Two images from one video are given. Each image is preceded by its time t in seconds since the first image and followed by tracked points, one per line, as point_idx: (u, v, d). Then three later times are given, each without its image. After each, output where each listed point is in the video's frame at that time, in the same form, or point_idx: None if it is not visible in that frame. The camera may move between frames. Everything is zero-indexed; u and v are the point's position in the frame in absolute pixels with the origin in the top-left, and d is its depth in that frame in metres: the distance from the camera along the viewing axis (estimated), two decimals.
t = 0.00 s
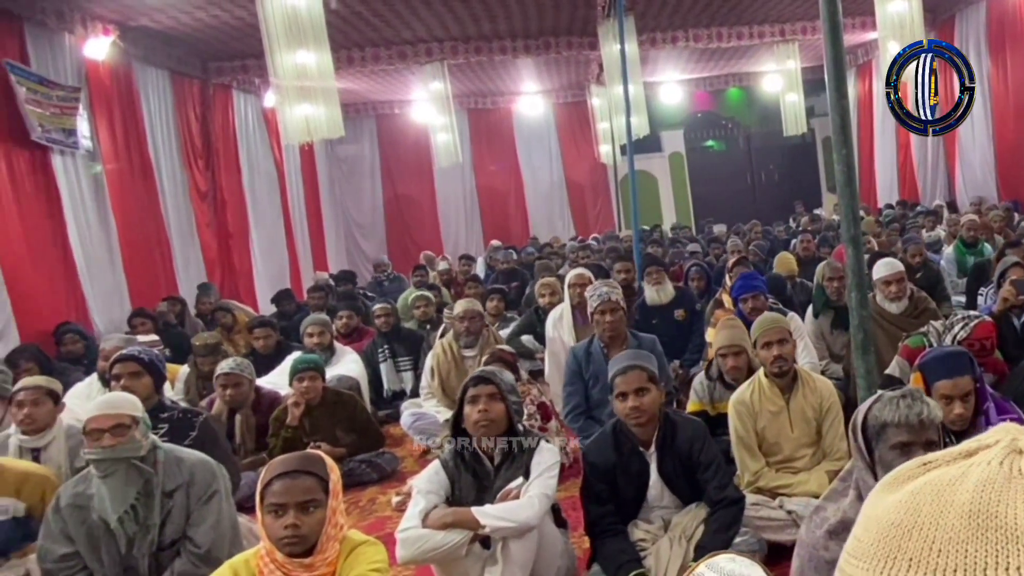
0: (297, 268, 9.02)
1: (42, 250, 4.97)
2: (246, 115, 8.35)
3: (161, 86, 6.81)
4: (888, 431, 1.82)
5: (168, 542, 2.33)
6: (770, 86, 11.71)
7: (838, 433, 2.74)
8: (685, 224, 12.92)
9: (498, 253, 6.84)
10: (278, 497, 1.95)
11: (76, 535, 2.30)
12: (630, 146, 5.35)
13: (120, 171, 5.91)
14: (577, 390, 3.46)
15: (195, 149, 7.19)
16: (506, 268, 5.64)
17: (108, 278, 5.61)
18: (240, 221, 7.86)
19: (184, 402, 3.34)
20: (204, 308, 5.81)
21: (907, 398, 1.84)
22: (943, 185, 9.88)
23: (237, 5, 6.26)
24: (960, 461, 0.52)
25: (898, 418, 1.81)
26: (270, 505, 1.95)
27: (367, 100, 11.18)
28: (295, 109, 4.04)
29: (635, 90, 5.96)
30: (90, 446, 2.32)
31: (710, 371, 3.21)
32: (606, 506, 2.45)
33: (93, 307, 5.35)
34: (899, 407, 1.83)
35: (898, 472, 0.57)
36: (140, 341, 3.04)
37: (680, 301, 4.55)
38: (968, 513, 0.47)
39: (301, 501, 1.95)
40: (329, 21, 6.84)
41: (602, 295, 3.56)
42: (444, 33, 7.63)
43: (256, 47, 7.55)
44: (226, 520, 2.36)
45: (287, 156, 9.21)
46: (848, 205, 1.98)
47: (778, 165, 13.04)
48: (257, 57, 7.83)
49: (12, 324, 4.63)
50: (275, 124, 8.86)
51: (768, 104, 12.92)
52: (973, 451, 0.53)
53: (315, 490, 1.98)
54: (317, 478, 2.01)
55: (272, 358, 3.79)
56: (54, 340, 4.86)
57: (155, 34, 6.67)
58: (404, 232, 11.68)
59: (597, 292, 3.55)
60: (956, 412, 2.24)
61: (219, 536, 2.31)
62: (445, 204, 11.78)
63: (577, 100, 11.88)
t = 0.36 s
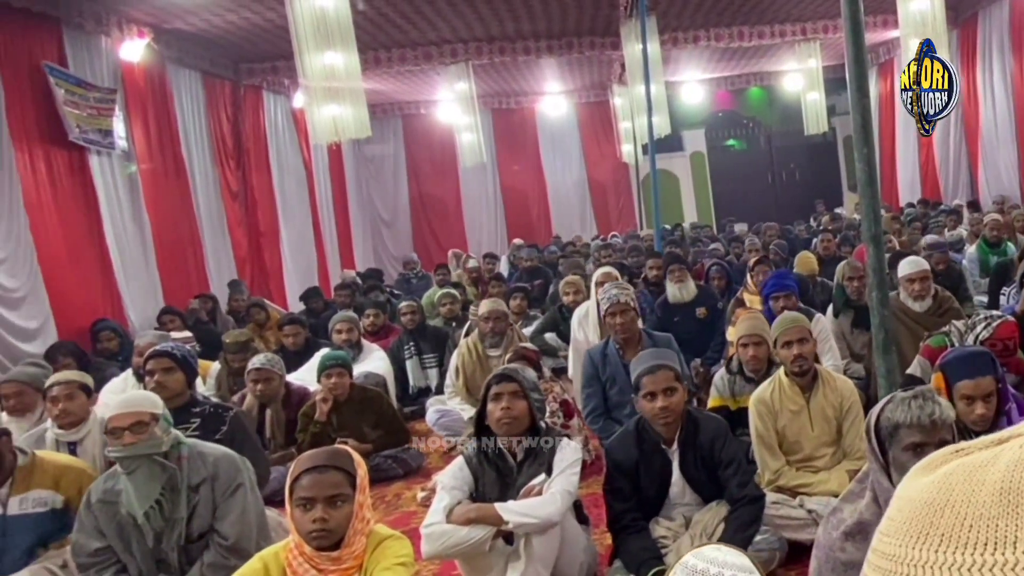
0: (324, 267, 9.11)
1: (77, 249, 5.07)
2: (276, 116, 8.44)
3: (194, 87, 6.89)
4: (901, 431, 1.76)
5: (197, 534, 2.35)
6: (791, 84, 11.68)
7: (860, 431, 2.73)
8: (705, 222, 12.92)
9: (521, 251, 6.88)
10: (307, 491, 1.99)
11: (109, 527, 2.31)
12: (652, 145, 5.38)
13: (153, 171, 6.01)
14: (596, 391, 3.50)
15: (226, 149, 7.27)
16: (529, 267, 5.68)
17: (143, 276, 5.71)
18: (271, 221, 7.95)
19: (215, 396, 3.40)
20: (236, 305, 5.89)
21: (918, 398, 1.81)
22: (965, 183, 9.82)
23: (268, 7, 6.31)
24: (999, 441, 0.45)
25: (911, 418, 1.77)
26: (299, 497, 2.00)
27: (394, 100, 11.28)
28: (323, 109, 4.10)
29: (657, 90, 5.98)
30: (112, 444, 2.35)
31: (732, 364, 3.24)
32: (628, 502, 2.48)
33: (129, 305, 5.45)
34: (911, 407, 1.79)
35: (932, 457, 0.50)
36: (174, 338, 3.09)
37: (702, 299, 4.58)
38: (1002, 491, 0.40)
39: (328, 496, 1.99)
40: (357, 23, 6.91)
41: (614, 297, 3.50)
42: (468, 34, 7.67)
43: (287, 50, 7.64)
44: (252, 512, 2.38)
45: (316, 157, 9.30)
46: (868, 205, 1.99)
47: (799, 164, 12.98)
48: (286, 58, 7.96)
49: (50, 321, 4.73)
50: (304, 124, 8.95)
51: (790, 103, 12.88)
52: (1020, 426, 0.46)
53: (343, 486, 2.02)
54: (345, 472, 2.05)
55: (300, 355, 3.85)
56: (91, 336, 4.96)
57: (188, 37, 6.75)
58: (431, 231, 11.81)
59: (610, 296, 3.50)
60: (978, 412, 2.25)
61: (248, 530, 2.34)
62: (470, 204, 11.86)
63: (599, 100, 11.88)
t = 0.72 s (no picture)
0: (350, 264, 9.19)
1: (110, 248, 5.15)
2: (302, 116, 8.51)
3: (223, 89, 6.97)
4: (919, 431, 1.78)
5: (222, 527, 2.38)
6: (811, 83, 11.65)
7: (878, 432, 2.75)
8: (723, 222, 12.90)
9: (543, 250, 6.91)
10: (333, 488, 2.03)
11: (137, 521, 2.35)
12: (672, 143, 5.40)
13: (184, 171, 6.10)
14: (619, 385, 3.52)
15: (254, 148, 7.34)
16: (551, 265, 5.71)
17: (174, 274, 5.80)
18: (298, 219, 8.03)
19: (243, 393, 3.46)
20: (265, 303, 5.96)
21: (938, 397, 1.81)
22: (987, 182, 9.76)
23: (295, 9, 6.35)
24: None
25: (928, 417, 1.78)
26: (326, 493, 2.04)
27: (418, 100, 11.37)
28: (348, 110, 4.15)
29: (677, 89, 6.00)
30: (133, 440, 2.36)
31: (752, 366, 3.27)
32: (648, 499, 2.49)
33: (161, 302, 5.53)
34: (929, 406, 1.79)
35: (960, 446, 0.51)
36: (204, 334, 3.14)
37: (722, 297, 4.59)
38: None
39: (353, 492, 2.03)
40: (382, 24, 6.96)
41: (642, 292, 3.57)
42: (491, 34, 7.71)
43: (314, 51, 7.69)
44: (275, 505, 2.42)
45: (341, 156, 9.36)
46: (890, 204, 1.99)
47: (819, 163, 12.93)
48: (313, 59, 7.94)
49: (83, 316, 4.82)
50: (329, 124, 9.02)
51: (809, 102, 12.84)
52: None
53: (368, 482, 2.05)
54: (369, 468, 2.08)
55: (326, 352, 3.89)
56: (125, 332, 5.04)
57: (217, 38, 6.82)
58: (454, 229, 11.90)
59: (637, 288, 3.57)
60: (998, 412, 2.25)
61: (271, 526, 2.38)
62: (492, 203, 11.91)
63: (620, 99, 11.88)
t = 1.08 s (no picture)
0: (371, 260, 9.23)
1: (137, 246, 5.21)
2: (324, 116, 8.55)
3: (247, 88, 7.02)
4: (947, 427, 1.72)
5: (247, 520, 2.42)
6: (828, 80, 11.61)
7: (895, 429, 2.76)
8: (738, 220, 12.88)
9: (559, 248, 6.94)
10: (355, 478, 2.07)
11: (165, 513, 2.39)
12: (689, 141, 5.41)
13: (209, 169, 6.16)
14: (639, 377, 3.54)
15: (278, 147, 7.41)
16: (569, 262, 5.73)
17: (198, 270, 5.87)
18: (321, 217, 8.08)
19: (266, 388, 3.51)
20: (288, 298, 5.99)
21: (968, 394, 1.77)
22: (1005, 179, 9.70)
23: (316, 8, 6.37)
24: None
25: (957, 413, 1.72)
26: (349, 484, 2.07)
27: (438, 99, 11.42)
28: (369, 108, 4.15)
29: (694, 87, 6.00)
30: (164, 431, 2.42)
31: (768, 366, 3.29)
32: (663, 495, 2.52)
33: (185, 298, 5.61)
34: (958, 402, 1.74)
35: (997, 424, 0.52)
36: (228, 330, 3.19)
37: (737, 295, 4.59)
38: None
39: (373, 483, 2.07)
40: (401, 23, 7.00)
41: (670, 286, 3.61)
42: (509, 33, 7.74)
43: (337, 51, 7.73)
44: (299, 498, 2.46)
45: (362, 154, 9.40)
46: (907, 202, 2.08)
47: (835, 160, 12.88)
48: (336, 58, 8.03)
49: (110, 312, 4.89)
50: (350, 122, 9.06)
51: (826, 99, 12.74)
52: None
53: (388, 473, 2.09)
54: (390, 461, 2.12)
55: (347, 348, 3.94)
56: (151, 328, 5.11)
57: (241, 37, 6.86)
58: (473, 226, 11.95)
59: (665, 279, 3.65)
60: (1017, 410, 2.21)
61: (294, 519, 2.41)
62: (511, 201, 11.94)
63: (637, 96, 11.87)
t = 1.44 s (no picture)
0: (389, 254, 9.27)
1: (161, 240, 5.27)
2: (342, 112, 8.59)
3: (267, 85, 7.06)
4: (965, 422, 1.59)
5: (271, 511, 2.46)
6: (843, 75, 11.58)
7: (910, 425, 2.77)
8: (753, 215, 12.88)
9: (574, 244, 6.96)
10: (374, 470, 2.10)
11: (191, 503, 2.43)
12: (704, 137, 5.42)
13: (231, 165, 6.21)
14: (653, 375, 3.57)
15: (297, 142, 7.45)
16: (584, 258, 5.75)
17: (220, 265, 5.93)
18: (341, 212, 8.14)
19: (286, 381, 3.55)
20: (307, 293, 6.03)
21: (985, 389, 1.67)
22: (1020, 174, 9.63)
23: (335, 6, 6.38)
24: None
25: (977, 408, 1.60)
26: (368, 476, 2.11)
27: (454, 95, 11.46)
28: (387, 105, 4.21)
29: (709, 83, 6.00)
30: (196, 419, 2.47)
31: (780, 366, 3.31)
32: (678, 489, 2.54)
33: (208, 292, 5.68)
34: (977, 398, 1.64)
35: None
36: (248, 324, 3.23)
37: (750, 291, 4.60)
38: None
39: (391, 476, 2.10)
40: (418, 19, 7.02)
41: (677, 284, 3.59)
42: (525, 29, 7.76)
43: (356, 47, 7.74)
44: (323, 491, 2.50)
45: (380, 149, 9.44)
46: (921, 196, 2.08)
47: (850, 156, 12.82)
48: (354, 54, 7.95)
49: (134, 306, 4.95)
50: (369, 118, 9.09)
51: (840, 93, 12.72)
52: None
53: (407, 466, 2.13)
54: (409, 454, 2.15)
55: (366, 342, 3.97)
56: (174, 321, 5.16)
57: (261, 34, 6.89)
58: (488, 222, 11.98)
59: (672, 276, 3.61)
60: None
61: (316, 511, 2.45)
62: (527, 197, 11.97)
63: (653, 92, 11.86)
